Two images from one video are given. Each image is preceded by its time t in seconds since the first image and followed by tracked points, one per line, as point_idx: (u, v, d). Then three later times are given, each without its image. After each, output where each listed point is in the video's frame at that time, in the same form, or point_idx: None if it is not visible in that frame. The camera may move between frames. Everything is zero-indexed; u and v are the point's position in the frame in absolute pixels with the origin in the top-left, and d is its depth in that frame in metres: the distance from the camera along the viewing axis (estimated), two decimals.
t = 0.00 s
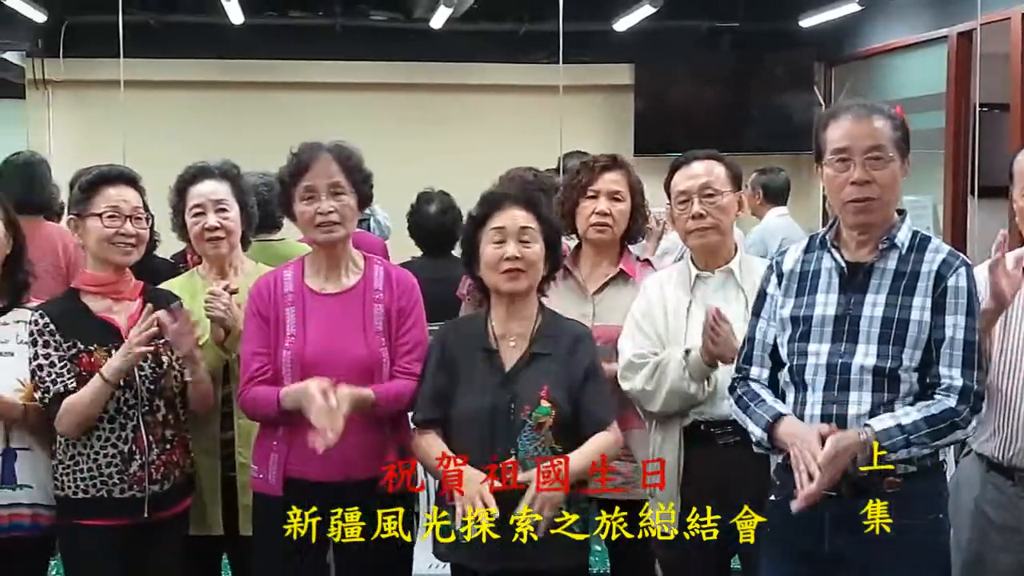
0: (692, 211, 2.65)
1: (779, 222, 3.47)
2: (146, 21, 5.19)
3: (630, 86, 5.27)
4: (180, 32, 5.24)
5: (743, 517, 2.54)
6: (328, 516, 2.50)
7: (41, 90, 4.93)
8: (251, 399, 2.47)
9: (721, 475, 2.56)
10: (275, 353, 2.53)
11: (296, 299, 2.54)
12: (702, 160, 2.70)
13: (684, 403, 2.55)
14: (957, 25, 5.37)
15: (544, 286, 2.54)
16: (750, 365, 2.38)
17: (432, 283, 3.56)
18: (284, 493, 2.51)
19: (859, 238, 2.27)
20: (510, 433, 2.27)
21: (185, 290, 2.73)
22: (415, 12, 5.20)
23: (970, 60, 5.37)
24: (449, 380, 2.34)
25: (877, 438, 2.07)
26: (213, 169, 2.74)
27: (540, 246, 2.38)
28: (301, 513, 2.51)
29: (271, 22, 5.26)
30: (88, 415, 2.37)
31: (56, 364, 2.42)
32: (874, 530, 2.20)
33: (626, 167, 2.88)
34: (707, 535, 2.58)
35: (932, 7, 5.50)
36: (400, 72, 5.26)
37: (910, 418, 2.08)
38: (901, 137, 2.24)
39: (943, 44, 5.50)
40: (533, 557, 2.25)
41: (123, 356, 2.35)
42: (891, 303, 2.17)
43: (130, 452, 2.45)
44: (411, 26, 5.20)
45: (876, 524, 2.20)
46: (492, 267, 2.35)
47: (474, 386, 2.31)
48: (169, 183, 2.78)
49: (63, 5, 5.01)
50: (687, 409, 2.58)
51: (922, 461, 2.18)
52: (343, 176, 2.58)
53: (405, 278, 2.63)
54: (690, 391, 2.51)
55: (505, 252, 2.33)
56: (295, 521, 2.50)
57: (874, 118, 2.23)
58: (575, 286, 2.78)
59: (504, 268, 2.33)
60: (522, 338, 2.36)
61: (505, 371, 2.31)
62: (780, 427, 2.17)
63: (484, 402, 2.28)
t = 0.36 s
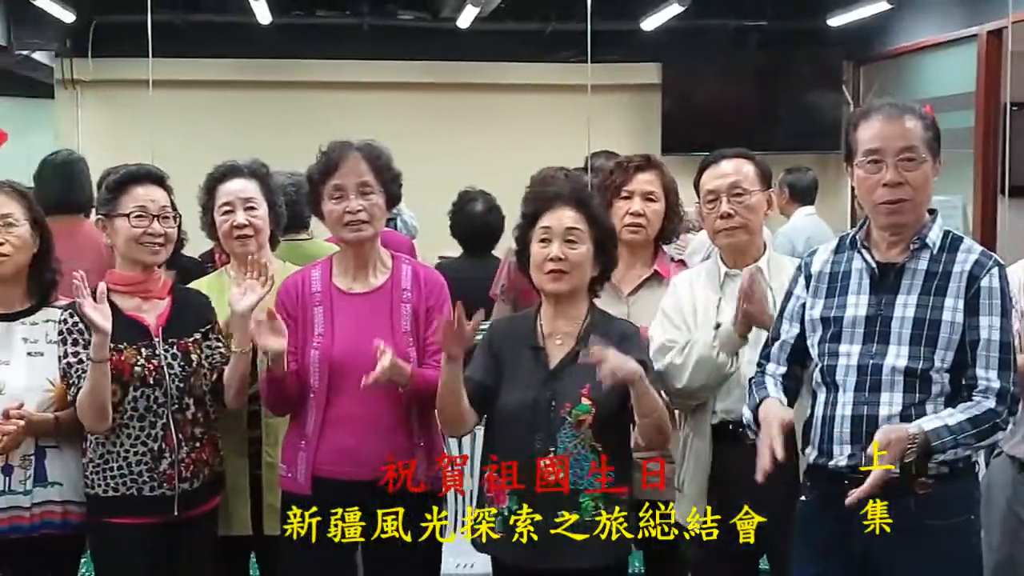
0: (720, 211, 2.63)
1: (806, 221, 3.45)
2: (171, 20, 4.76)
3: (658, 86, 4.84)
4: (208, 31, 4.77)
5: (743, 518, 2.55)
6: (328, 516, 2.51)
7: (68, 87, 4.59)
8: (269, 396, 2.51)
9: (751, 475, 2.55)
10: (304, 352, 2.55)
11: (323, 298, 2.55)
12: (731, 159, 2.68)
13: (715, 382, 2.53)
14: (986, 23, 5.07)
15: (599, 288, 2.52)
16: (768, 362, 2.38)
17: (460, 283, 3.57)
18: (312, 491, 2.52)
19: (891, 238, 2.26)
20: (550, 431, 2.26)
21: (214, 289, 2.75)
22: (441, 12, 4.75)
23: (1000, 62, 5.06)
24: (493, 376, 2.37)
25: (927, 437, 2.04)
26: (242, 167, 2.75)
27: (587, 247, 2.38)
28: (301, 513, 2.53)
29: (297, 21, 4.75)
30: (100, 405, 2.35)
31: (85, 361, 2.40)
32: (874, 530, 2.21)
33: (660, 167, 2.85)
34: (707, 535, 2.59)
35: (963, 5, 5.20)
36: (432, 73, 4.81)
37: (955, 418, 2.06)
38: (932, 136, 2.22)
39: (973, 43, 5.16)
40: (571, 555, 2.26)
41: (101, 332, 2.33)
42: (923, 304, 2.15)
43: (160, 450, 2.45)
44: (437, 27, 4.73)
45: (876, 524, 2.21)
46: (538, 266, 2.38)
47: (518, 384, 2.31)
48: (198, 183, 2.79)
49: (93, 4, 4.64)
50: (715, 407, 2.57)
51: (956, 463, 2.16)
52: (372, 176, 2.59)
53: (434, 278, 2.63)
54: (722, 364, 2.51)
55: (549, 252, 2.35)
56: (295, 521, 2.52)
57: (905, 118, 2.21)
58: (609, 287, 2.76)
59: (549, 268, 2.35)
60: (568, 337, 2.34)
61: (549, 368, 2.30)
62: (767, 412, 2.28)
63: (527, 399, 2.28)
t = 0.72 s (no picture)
0: (745, 210, 2.62)
1: (832, 221, 3.46)
2: (200, 21, 5.34)
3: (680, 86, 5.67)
4: (229, 31, 5.39)
5: (743, 517, 2.57)
6: (328, 516, 2.52)
7: (95, 89, 5.22)
8: (302, 394, 2.50)
9: (779, 475, 2.54)
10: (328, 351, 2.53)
11: (346, 297, 2.54)
12: (755, 159, 2.65)
13: (727, 371, 2.50)
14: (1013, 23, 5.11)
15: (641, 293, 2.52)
16: (795, 359, 2.41)
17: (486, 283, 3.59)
18: (336, 490, 2.52)
19: (916, 237, 2.24)
20: (586, 435, 2.28)
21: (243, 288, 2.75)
22: (466, 11, 5.47)
23: None
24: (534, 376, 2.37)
25: (951, 424, 2.02)
26: (270, 167, 2.77)
27: (624, 256, 2.37)
28: (304, 514, 2.56)
29: (321, 20, 5.39)
30: (132, 407, 2.37)
31: (111, 360, 2.44)
32: (875, 530, 2.24)
33: (698, 167, 2.83)
34: (706, 535, 2.63)
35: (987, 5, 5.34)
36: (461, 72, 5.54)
37: (980, 408, 2.05)
38: (957, 135, 2.19)
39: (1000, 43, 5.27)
40: (606, 560, 2.26)
41: (140, 338, 2.34)
42: (948, 303, 2.14)
43: (185, 449, 2.46)
44: (462, 24, 5.45)
45: (877, 524, 2.24)
46: (575, 274, 2.39)
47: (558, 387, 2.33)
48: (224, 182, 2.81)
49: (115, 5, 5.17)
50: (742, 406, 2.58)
51: (983, 462, 2.14)
52: (395, 176, 2.55)
53: (457, 275, 2.61)
54: (728, 350, 2.47)
55: (585, 262, 2.36)
56: (295, 521, 2.59)
57: (931, 116, 2.19)
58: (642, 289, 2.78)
59: (584, 276, 2.37)
60: (607, 340, 2.37)
61: (587, 372, 2.33)
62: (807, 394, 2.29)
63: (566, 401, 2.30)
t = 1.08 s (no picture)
0: (767, 210, 2.59)
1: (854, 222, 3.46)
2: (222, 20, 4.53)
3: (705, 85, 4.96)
4: (256, 31, 4.57)
5: (743, 517, 2.58)
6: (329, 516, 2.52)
7: (120, 88, 4.52)
8: (325, 395, 2.47)
9: (805, 475, 2.55)
10: (351, 351, 2.53)
11: (369, 297, 2.53)
12: (777, 159, 2.63)
13: (762, 372, 2.49)
14: None
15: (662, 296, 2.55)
16: (829, 365, 2.37)
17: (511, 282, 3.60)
18: (358, 489, 2.52)
19: (938, 238, 2.23)
20: (605, 432, 2.32)
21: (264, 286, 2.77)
22: (489, 11, 4.65)
23: None
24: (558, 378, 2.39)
25: (947, 436, 2.06)
26: (295, 166, 2.80)
27: (634, 258, 2.37)
28: (302, 514, 2.66)
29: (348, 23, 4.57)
30: (167, 411, 2.42)
31: (138, 359, 2.46)
32: (875, 529, 2.28)
33: (725, 168, 2.82)
34: (706, 534, 2.63)
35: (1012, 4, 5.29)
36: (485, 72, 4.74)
37: (980, 418, 2.07)
38: (979, 136, 2.18)
39: None
40: (634, 557, 2.26)
41: (208, 338, 2.41)
42: (969, 306, 2.14)
43: (209, 448, 2.48)
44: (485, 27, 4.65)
45: (877, 523, 2.27)
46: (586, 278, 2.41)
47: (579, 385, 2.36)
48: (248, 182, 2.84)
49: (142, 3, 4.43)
50: (765, 407, 2.57)
51: (1004, 463, 2.13)
52: (417, 176, 2.53)
53: (479, 275, 2.61)
54: (765, 350, 2.47)
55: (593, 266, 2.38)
56: (295, 521, 2.66)
57: (952, 117, 2.18)
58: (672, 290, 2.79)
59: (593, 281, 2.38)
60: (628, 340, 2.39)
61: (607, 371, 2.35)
62: (862, 418, 2.18)
63: (586, 402, 2.33)
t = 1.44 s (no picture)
0: (796, 210, 2.58)
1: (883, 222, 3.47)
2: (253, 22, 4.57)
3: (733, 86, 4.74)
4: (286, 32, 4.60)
5: (742, 518, 2.60)
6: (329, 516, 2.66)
7: (149, 89, 4.50)
8: (359, 396, 2.49)
9: (834, 476, 2.54)
10: (382, 351, 2.55)
11: (401, 298, 2.54)
12: (806, 159, 2.63)
13: (787, 359, 2.48)
14: None
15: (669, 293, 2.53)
16: (860, 364, 2.35)
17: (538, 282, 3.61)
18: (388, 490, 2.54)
19: (969, 238, 2.22)
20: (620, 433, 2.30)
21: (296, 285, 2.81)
22: (518, 11, 4.69)
23: None
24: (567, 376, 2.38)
25: (986, 413, 2.06)
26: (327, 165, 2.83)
27: (637, 248, 2.38)
28: (301, 514, 2.61)
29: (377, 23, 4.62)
30: (203, 404, 2.43)
31: (176, 354, 2.48)
32: (873, 530, 2.35)
33: (753, 168, 2.81)
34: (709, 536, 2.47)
35: None
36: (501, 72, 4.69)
37: (1021, 402, 2.07)
38: (1013, 136, 2.17)
39: None
40: (645, 558, 2.27)
41: (234, 323, 2.45)
42: (1001, 306, 2.13)
43: (243, 447, 2.50)
44: (514, 27, 4.69)
45: (876, 525, 2.35)
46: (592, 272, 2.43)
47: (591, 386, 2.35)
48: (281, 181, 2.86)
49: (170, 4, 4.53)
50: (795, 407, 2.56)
51: None
52: (447, 177, 2.53)
53: (510, 276, 2.61)
54: (790, 334, 2.47)
55: (597, 259, 2.41)
56: (295, 521, 2.60)
57: (985, 116, 2.17)
58: (702, 289, 2.77)
59: (597, 274, 2.41)
60: (638, 339, 2.38)
61: (619, 370, 2.34)
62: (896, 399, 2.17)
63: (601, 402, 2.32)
